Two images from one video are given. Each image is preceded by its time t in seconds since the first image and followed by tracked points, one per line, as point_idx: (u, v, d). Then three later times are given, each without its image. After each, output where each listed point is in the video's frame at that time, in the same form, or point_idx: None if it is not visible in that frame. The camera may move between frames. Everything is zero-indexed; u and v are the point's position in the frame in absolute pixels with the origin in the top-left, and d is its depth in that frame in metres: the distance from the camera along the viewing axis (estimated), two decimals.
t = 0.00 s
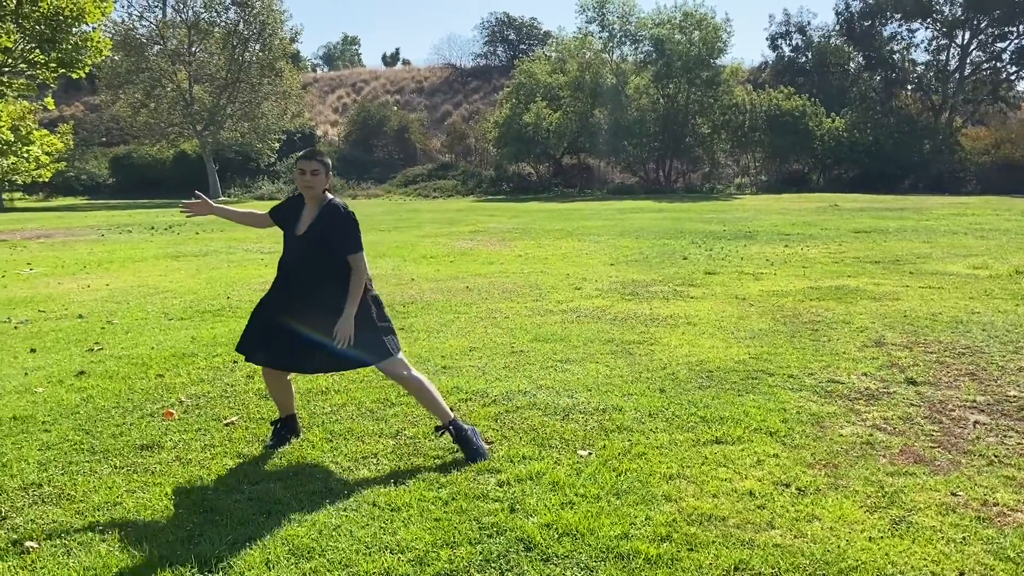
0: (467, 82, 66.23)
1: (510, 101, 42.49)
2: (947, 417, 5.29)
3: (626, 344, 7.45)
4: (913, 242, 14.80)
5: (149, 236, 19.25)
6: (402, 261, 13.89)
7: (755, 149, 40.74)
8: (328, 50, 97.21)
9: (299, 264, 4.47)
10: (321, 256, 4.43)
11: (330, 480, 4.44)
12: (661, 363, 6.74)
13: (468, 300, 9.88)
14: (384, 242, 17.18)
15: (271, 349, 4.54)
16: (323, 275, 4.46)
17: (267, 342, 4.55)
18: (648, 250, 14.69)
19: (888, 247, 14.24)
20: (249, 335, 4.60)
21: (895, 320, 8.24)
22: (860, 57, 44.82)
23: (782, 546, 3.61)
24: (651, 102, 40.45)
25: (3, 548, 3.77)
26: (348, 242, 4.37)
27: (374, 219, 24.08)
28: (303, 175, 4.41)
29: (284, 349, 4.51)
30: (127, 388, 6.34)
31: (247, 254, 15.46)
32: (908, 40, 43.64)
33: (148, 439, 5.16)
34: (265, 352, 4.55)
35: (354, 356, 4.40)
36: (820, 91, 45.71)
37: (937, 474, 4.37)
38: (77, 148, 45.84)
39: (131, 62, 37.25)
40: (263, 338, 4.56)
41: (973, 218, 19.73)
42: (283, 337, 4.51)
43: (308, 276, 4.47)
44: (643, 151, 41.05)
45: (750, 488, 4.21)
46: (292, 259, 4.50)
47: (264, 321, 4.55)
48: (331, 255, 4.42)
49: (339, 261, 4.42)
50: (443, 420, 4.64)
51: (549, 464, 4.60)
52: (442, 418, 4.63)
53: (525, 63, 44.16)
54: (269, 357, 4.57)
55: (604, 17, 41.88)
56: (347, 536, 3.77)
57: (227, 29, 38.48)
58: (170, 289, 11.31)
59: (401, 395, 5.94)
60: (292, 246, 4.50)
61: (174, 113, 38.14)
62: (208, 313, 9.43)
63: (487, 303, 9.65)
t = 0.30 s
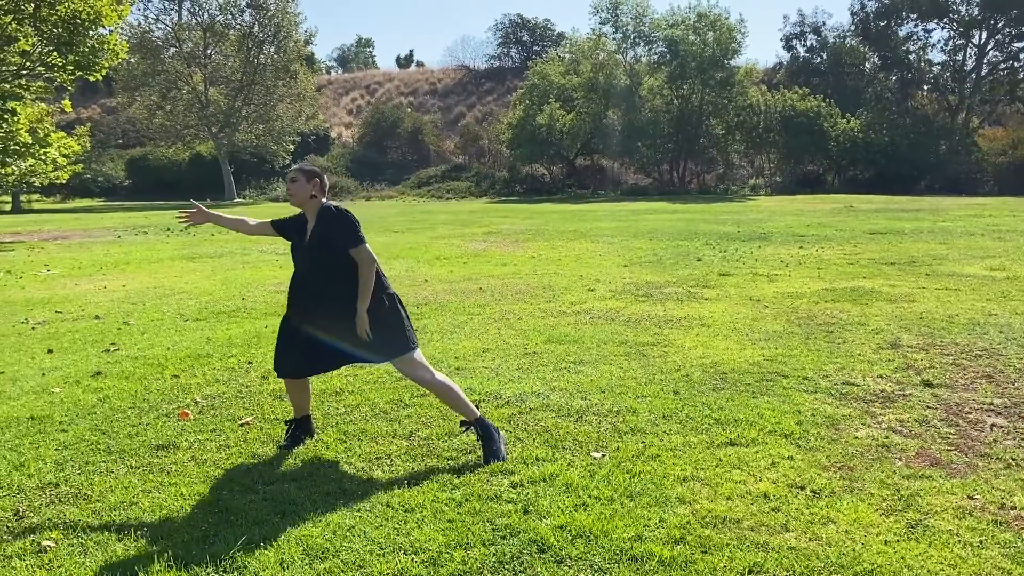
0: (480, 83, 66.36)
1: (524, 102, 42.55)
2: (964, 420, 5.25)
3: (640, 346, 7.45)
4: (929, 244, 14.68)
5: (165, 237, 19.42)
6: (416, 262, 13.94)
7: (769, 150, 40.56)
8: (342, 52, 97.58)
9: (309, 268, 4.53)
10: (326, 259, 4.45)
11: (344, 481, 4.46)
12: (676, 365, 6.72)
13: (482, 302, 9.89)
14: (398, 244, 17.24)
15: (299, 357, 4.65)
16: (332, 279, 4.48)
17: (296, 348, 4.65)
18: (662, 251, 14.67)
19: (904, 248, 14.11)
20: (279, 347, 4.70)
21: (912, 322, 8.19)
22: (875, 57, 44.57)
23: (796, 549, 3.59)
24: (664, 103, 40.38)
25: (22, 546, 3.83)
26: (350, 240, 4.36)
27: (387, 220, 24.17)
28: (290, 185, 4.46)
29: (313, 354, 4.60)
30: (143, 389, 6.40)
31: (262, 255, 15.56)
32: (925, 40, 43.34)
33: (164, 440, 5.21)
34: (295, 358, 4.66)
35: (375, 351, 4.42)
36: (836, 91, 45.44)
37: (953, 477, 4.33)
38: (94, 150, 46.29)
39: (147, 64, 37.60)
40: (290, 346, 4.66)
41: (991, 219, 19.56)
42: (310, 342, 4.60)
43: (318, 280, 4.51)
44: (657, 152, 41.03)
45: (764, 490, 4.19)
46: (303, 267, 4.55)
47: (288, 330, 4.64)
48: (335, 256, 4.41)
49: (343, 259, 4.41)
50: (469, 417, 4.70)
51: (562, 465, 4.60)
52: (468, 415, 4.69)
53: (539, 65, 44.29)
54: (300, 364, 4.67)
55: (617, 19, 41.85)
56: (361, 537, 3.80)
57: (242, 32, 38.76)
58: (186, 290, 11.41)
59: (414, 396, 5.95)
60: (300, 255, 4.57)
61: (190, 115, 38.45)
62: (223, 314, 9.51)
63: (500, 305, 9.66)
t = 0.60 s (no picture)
0: (488, 84, 66.43)
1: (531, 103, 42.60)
2: (973, 422, 5.22)
3: (647, 347, 7.45)
4: (938, 245, 14.62)
5: (173, 238, 19.52)
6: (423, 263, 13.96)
7: (777, 151, 40.42)
8: (350, 54, 97.87)
9: (374, 278, 4.45)
10: (397, 265, 4.43)
11: (352, 482, 4.47)
12: (683, 366, 6.72)
13: (489, 303, 9.90)
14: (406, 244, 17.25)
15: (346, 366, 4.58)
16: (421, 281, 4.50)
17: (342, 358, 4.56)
18: (669, 252, 14.66)
19: (912, 249, 14.05)
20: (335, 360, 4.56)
21: (920, 323, 8.15)
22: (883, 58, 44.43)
23: (805, 551, 3.58)
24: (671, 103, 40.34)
25: (30, 545, 3.85)
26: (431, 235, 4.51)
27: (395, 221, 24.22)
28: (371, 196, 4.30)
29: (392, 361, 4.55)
30: (151, 389, 6.43)
31: (269, 256, 15.60)
32: (933, 40, 43.17)
33: (172, 440, 5.23)
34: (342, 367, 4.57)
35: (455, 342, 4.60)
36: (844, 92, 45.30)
37: (963, 479, 4.31)
38: (103, 151, 46.49)
39: (155, 66, 37.76)
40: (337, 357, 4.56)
41: (1000, 220, 19.45)
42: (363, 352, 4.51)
43: (382, 287, 4.47)
44: (664, 153, 41.02)
45: (773, 492, 4.18)
46: (384, 278, 4.44)
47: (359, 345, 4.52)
48: (407, 262, 4.41)
49: (414, 266, 4.42)
50: (484, 422, 4.65)
51: (569, 467, 4.60)
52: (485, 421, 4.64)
53: (546, 65, 44.33)
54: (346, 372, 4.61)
55: (624, 20, 41.83)
56: (368, 538, 3.80)
57: (249, 33, 38.90)
58: (194, 290, 11.45)
59: (421, 397, 5.96)
60: (362, 264, 4.45)
61: (198, 116, 38.62)
62: (231, 315, 9.56)
63: (507, 306, 9.67)
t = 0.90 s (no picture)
0: (489, 85, 66.49)
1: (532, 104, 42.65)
2: (972, 422, 5.23)
3: (647, 347, 7.46)
4: (938, 245, 14.64)
5: (174, 239, 19.53)
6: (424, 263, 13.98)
7: (777, 152, 40.43)
8: (351, 54, 97.93)
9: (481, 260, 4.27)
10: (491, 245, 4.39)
11: (351, 482, 4.47)
12: (682, 366, 6.72)
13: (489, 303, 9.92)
14: (407, 245, 17.27)
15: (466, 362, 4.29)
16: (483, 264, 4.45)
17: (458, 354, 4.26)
18: (669, 253, 14.67)
19: (912, 250, 14.07)
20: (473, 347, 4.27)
21: (919, 323, 8.16)
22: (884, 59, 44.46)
23: (804, 551, 3.59)
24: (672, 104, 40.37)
25: (31, 545, 3.86)
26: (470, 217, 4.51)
27: (395, 221, 24.26)
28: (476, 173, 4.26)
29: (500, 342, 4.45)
30: (152, 389, 6.43)
31: (270, 256, 15.64)
32: (934, 41, 43.19)
33: (172, 440, 5.24)
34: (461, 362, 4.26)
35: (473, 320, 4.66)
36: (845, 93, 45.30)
37: (962, 479, 4.32)
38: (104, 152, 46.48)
39: (156, 67, 37.79)
40: (447, 356, 4.24)
41: (999, 220, 19.47)
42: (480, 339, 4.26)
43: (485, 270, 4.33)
44: (665, 154, 41.06)
45: (771, 492, 4.19)
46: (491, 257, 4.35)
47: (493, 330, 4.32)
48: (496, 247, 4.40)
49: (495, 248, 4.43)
50: (496, 422, 4.58)
51: (569, 467, 4.60)
52: (500, 421, 4.57)
53: (547, 66, 44.36)
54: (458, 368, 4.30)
55: (625, 20, 41.83)
56: (368, 538, 3.81)
57: (251, 34, 38.96)
58: (195, 291, 11.47)
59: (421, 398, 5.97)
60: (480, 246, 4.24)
61: (200, 117, 38.66)
62: (232, 315, 9.58)
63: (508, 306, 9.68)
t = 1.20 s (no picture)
0: (483, 85, 66.49)
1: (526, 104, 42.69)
2: (964, 421, 5.25)
3: (641, 347, 7.46)
4: (931, 245, 14.69)
5: (167, 239, 19.45)
6: (418, 263, 13.97)
7: (771, 152, 40.50)
8: (345, 53, 97.74)
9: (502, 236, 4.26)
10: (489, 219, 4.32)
11: (343, 483, 4.46)
12: (676, 366, 6.73)
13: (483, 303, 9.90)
14: (401, 246, 17.24)
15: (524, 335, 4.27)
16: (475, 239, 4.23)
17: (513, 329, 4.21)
18: (663, 253, 14.67)
19: (906, 250, 14.11)
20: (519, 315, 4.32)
21: (912, 323, 8.18)
22: (878, 59, 44.61)
23: (795, 550, 3.59)
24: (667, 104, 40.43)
25: (21, 546, 3.84)
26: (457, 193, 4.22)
27: (389, 221, 24.22)
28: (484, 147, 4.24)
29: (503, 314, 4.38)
30: (144, 389, 6.42)
31: (264, 257, 15.61)
32: (927, 42, 43.36)
33: (164, 441, 5.22)
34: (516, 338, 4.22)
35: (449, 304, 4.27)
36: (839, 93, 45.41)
37: (953, 479, 4.33)
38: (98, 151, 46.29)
39: (150, 67, 37.68)
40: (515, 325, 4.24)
41: (992, 221, 19.54)
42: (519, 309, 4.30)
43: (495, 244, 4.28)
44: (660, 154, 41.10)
45: (763, 491, 4.19)
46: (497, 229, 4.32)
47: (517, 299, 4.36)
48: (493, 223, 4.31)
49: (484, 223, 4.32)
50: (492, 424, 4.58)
51: (562, 467, 4.60)
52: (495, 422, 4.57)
53: (541, 66, 44.40)
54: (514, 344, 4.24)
55: (620, 21, 41.83)
56: (358, 539, 3.80)
57: (245, 34, 38.87)
58: (188, 291, 11.44)
59: (414, 398, 5.96)
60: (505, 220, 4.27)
61: (194, 117, 38.56)
62: (225, 315, 9.55)
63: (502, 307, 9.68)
